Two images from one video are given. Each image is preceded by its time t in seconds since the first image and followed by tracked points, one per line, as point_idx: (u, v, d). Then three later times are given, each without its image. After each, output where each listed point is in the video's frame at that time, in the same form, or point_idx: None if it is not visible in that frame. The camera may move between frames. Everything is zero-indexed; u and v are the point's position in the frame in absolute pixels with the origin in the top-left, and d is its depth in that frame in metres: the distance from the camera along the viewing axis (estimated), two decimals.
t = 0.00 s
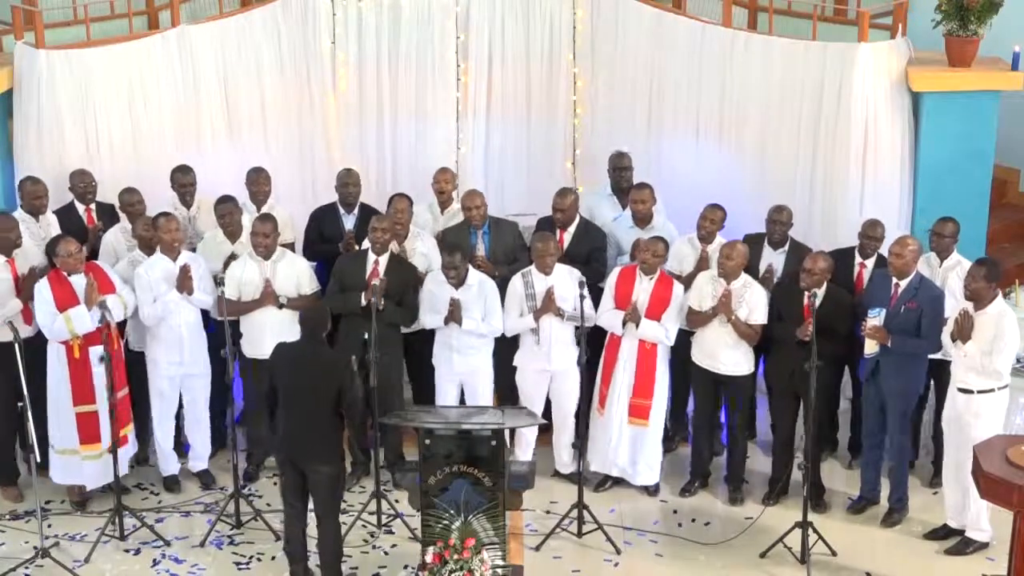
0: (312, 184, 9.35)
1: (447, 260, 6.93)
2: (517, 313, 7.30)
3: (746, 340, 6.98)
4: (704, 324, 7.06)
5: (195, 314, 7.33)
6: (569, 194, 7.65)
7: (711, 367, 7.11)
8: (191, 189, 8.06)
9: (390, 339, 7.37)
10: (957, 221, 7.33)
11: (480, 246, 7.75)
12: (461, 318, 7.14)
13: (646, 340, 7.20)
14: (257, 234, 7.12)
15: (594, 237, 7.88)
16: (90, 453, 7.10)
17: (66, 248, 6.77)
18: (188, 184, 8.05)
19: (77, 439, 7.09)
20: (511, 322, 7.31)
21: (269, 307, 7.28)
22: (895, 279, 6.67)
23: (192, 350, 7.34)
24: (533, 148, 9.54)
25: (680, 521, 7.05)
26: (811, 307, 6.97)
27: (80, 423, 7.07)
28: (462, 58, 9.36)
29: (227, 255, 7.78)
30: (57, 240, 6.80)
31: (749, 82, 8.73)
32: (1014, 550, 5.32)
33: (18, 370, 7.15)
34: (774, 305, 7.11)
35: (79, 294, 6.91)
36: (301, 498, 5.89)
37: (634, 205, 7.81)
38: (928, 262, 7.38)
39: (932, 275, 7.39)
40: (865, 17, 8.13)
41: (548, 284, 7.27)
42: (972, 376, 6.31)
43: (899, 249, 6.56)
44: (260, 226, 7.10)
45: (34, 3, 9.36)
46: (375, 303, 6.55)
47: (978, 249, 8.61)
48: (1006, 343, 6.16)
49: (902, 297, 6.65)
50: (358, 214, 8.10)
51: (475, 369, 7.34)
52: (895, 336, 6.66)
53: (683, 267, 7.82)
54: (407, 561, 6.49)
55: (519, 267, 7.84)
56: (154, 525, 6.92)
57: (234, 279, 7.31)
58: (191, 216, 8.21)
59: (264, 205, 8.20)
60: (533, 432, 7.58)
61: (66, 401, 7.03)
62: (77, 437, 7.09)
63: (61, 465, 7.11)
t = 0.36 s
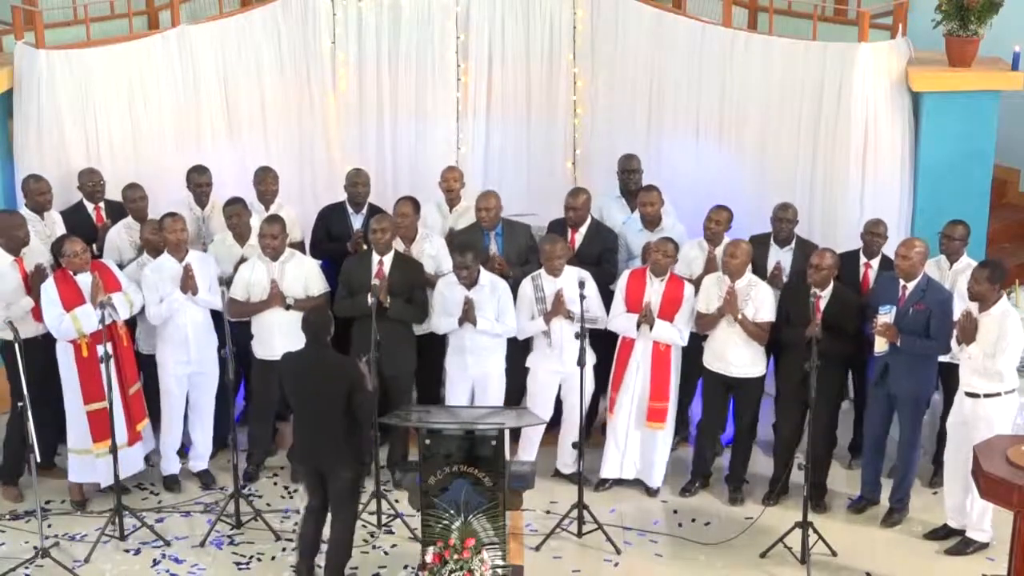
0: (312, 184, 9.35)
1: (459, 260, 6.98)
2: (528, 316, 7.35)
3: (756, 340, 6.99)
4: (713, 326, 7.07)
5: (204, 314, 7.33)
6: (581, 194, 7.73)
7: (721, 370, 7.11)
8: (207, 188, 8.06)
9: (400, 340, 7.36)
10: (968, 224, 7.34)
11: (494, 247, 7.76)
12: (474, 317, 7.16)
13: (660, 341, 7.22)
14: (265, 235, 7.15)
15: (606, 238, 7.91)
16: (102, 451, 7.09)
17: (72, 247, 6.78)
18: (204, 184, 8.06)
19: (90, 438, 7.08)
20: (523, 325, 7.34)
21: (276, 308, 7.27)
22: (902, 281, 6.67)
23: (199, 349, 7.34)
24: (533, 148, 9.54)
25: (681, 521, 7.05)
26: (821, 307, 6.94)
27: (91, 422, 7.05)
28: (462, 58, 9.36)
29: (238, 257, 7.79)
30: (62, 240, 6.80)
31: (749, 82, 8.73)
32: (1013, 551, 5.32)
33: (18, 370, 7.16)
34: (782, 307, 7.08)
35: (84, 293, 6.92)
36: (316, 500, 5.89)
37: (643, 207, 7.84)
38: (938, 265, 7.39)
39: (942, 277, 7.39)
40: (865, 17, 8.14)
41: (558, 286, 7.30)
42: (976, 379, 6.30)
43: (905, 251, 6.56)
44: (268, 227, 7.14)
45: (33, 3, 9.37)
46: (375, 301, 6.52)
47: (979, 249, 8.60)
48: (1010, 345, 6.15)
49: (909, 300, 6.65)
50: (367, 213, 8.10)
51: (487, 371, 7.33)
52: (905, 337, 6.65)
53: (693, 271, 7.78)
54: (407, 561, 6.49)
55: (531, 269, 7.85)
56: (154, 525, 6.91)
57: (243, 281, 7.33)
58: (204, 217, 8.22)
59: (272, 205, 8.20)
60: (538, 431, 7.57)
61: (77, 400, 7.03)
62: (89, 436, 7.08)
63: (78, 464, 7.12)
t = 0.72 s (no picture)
0: (312, 185, 9.35)
1: (461, 246, 7.00)
2: (531, 312, 7.37)
3: (757, 337, 6.98)
4: (715, 325, 7.07)
5: (206, 314, 7.31)
6: (586, 192, 7.74)
7: (723, 370, 7.11)
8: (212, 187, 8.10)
9: (402, 339, 7.36)
10: (971, 224, 7.34)
11: (496, 243, 7.80)
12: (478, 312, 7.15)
13: (664, 339, 7.22)
14: (269, 234, 7.15)
15: (611, 237, 7.91)
16: (96, 449, 7.09)
17: (75, 244, 6.80)
18: (211, 183, 8.09)
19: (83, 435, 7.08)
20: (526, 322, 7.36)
21: (279, 308, 7.27)
22: (907, 280, 6.68)
23: (201, 349, 7.34)
24: (533, 149, 9.56)
25: (681, 521, 7.05)
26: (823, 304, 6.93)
27: (85, 419, 7.06)
28: (462, 58, 9.37)
29: (241, 252, 7.79)
30: (66, 236, 6.83)
31: (749, 82, 8.73)
32: (1014, 551, 5.32)
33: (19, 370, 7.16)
34: (785, 306, 7.07)
35: (85, 291, 6.91)
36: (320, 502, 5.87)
37: (648, 206, 7.85)
38: (940, 264, 7.40)
39: (943, 277, 7.39)
40: (865, 17, 8.14)
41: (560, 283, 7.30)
42: (976, 379, 6.30)
43: (910, 251, 6.57)
44: (272, 227, 7.13)
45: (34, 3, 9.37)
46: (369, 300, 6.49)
47: (980, 249, 8.59)
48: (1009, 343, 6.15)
49: (914, 300, 6.65)
50: (367, 212, 8.10)
51: (487, 370, 7.33)
52: (908, 337, 6.65)
53: (693, 269, 7.80)
54: (407, 561, 6.49)
55: (533, 267, 7.85)
56: (154, 525, 6.91)
57: (245, 280, 7.32)
58: (211, 217, 8.19)
59: (273, 204, 8.20)
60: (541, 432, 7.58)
61: (72, 398, 7.03)
62: (83, 433, 7.08)
63: (70, 462, 7.10)
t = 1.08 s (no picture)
0: (312, 185, 9.36)
1: (461, 241, 7.02)
2: (527, 311, 7.38)
3: (755, 337, 6.99)
4: (714, 324, 7.06)
5: (206, 313, 7.33)
6: (584, 193, 7.74)
7: (722, 370, 7.12)
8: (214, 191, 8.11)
9: (402, 339, 7.36)
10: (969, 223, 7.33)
11: (494, 244, 7.80)
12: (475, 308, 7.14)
13: (663, 337, 7.22)
14: (270, 233, 7.15)
15: (609, 236, 7.91)
16: (91, 450, 7.10)
17: (75, 242, 6.81)
18: (211, 186, 8.10)
19: (77, 435, 7.08)
20: (522, 320, 7.38)
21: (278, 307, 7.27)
22: (907, 281, 6.69)
23: (200, 347, 7.34)
24: (533, 149, 9.57)
25: (681, 521, 7.05)
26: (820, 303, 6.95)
27: (79, 419, 7.05)
28: (462, 58, 9.37)
29: (241, 253, 7.79)
30: (66, 235, 6.83)
31: (750, 82, 8.72)
32: (1013, 551, 5.32)
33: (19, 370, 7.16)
34: (785, 306, 7.09)
35: (84, 290, 6.89)
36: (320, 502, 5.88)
37: (648, 207, 7.84)
38: (938, 264, 7.41)
39: (942, 277, 7.40)
40: (865, 17, 8.14)
41: (559, 282, 7.30)
42: (975, 379, 6.30)
43: (910, 252, 6.55)
44: (274, 226, 7.13)
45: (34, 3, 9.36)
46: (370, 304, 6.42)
47: (980, 249, 8.59)
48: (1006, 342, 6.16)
49: (914, 300, 6.66)
50: (363, 213, 8.10)
51: (485, 371, 7.33)
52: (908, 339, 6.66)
53: (693, 269, 7.79)
54: (407, 561, 6.49)
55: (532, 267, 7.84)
56: (154, 525, 6.91)
57: (246, 279, 7.33)
58: (210, 216, 8.19)
59: (271, 205, 8.17)
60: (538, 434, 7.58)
61: (67, 398, 7.02)
62: (77, 433, 7.08)
63: (65, 462, 7.11)
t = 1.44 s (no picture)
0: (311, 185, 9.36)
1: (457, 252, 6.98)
2: (524, 310, 7.37)
3: (754, 337, 6.99)
4: (711, 324, 7.05)
5: (205, 316, 7.34)
6: (572, 196, 7.72)
7: (721, 368, 7.11)
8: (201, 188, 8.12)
9: (401, 338, 7.36)
10: (965, 224, 7.33)
11: (491, 244, 7.79)
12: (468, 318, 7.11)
13: (660, 337, 7.21)
14: (268, 234, 7.14)
15: (602, 235, 7.91)
16: (82, 452, 7.09)
17: (75, 244, 6.80)
18: (198, 183, 8.11)
19: (67, 437, 7.09)
20: (517, 320, 7.36)
21: (276, 307, 7.27)
22: (902, 282, 6.67)
23: (199, 349, 7.34)
24: (533, 149, 9.58)
25: (681, 521, 7.05)
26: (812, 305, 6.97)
27: (69, 420, 7.05)
28: (462, 58, 9.38)
29: (233, 259, 7.77)
30: (66, 236, 6.83)
31: (750, 81, 8.72)
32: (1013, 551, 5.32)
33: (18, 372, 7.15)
34: (781, 308, 7.11)
35: (82, 292, 6.90)
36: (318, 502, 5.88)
37: (647, 207, 7.84)
38: (934, 263, 7.42)
39: (939, 277, 7.41)
40: (865, 17, 8.13)
41: (556, 282, 7.30)
42: (972, 378, 6.30)
43: (906, 256, 6.53)
44: (271, 227, 7.13)
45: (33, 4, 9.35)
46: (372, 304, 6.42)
47: (980, 248, 8.61)
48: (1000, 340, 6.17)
49: (910, 300, 6.66)
50: (355, 213, 8.09)
51: (483, 375, 7.29)
52: (903, 335, 6.67)
53: (689, 272, 7.73)
54: (407, 561, 6.49)
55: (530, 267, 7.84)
56: (155, 525, 6.92)
57: (244, 280, 7.33)
58: (198, 216, 8.20)
59: (261, 208, 8.17)
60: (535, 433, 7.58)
61: (60, 399, 7.03)
62: (67, 435, 7.09)
63: (59, 464, 7.14)
